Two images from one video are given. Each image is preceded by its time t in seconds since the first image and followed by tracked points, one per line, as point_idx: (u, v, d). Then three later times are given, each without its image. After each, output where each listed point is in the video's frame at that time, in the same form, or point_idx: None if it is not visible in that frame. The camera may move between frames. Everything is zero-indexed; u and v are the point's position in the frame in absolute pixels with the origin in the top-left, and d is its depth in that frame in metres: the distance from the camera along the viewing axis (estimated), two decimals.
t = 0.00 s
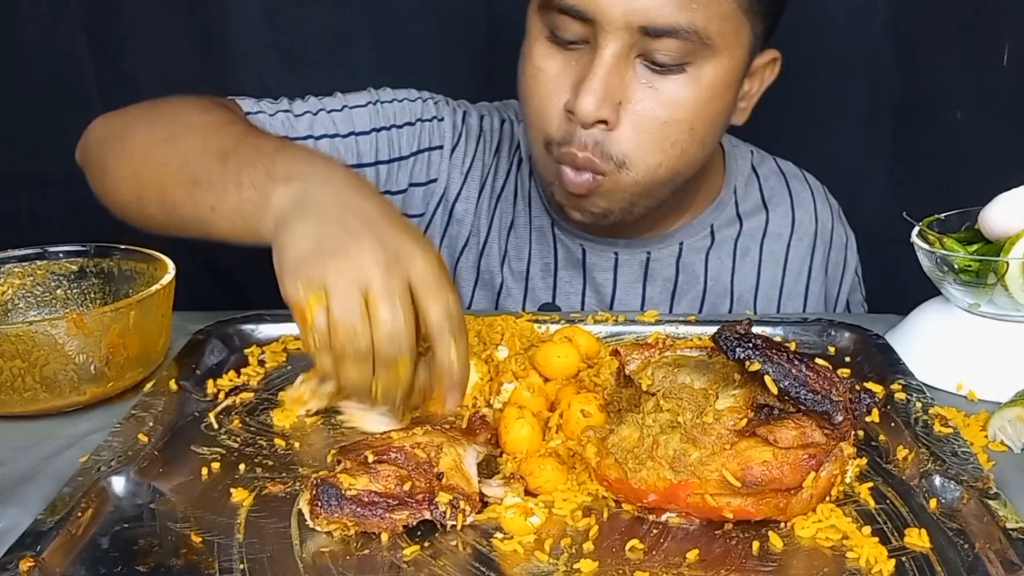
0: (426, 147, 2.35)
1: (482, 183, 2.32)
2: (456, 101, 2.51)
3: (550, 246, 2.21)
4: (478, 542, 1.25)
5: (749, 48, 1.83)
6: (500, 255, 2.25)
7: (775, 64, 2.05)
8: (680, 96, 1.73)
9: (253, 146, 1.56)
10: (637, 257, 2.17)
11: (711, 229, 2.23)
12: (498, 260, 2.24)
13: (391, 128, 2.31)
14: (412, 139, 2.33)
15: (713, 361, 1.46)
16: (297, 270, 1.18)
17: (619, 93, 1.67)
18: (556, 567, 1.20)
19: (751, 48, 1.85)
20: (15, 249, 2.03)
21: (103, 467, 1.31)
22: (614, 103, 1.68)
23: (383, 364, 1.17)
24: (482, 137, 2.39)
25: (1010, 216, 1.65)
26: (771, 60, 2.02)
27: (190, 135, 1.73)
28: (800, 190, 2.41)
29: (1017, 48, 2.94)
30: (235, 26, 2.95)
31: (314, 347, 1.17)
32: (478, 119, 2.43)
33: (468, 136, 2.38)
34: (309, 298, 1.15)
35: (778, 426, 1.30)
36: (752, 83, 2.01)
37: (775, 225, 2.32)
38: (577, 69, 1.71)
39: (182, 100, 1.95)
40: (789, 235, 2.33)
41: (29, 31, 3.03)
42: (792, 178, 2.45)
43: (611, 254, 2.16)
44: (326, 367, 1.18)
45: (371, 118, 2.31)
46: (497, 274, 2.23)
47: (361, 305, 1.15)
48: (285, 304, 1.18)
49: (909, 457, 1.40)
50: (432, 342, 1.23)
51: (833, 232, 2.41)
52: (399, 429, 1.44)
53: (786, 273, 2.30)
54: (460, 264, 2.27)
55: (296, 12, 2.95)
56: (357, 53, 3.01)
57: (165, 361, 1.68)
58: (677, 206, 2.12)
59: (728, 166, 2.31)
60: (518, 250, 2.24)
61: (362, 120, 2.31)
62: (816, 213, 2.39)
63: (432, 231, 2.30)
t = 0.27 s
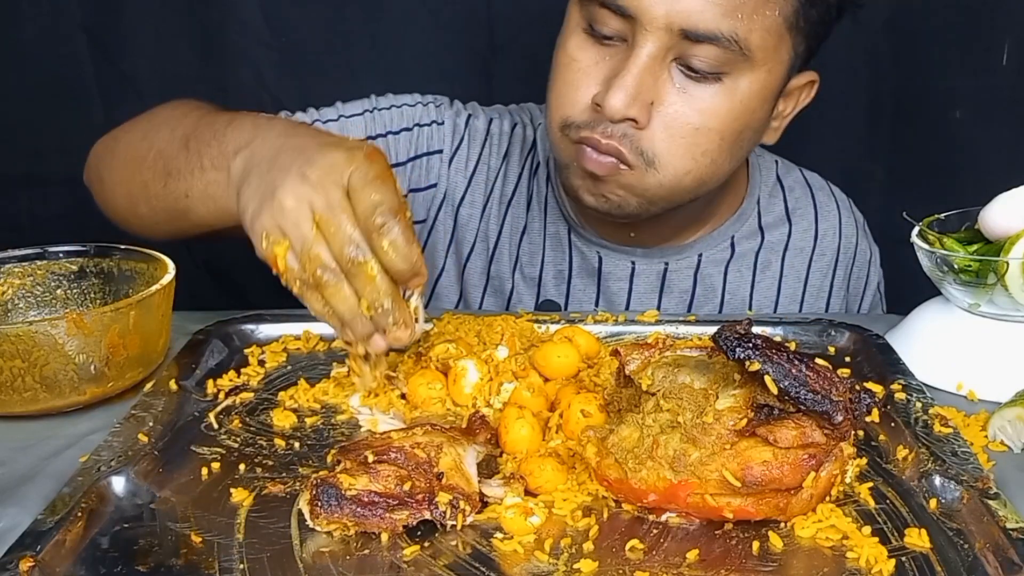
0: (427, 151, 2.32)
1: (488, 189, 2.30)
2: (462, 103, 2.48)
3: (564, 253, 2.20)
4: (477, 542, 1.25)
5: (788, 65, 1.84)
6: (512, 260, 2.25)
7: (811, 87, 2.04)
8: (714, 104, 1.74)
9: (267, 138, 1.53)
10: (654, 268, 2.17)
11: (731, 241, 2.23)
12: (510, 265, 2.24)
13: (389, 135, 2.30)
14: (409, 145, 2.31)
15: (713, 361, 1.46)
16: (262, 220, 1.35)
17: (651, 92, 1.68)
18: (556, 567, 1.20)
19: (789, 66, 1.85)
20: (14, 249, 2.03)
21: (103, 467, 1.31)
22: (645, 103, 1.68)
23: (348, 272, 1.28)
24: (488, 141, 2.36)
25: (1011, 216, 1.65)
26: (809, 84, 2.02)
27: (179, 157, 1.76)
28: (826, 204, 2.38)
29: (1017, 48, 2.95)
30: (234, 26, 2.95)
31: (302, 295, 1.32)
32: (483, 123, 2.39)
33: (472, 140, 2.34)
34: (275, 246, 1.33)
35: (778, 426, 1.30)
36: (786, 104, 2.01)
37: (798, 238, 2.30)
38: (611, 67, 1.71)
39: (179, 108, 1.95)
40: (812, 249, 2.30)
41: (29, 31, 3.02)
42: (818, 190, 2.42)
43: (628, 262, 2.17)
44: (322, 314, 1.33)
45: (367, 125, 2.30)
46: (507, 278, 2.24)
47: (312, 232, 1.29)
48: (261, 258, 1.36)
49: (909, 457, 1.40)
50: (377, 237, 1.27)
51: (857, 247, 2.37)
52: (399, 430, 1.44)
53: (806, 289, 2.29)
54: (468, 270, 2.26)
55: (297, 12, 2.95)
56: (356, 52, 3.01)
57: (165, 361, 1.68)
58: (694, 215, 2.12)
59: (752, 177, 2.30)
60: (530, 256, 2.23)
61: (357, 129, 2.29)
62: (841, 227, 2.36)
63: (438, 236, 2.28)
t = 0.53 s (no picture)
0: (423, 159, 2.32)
1: (487, 198, 2.29)
2: (463, 109, 2.47)
3: (567, 259, 2.21)
4: (477, 542, 1.25)
5: (788, 83, 1.82)
6: (513, 268, 2.24)
7: (817, 103, 2.03)
8: (707, 123, 1.73)
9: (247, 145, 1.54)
10: (660, 276, 2.17)
11: (738, 249, 2.23)
12: (512, 273, 2.24)
13: (383, 143, 2.30)
14: (405, 152, 2.31)
15: (713, 361, 1.46)
16: (217, 218, 1.29)
17: (644, 111, 1.67)
18: (556, 566, 1.20)
19: (791, 83, 1.84)
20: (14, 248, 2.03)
21: (103, 467, 1.31)
22: (636, 121, 1.68)
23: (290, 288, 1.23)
24: (487, 147, 2.35)
25: (1011, 216, 1.65)
26: (814, 98, 2.00)
27: (165, 160, 1.78)
28: (834, 212, 2.38)
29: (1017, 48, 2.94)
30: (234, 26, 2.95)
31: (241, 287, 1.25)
32: (483, 129, 2.38)
33: (470, 147, 2.34)
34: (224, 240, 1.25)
35: (778, 426, 1.30)
36: (791, 118, 1.99)
37: (805, 246, 2.30)
38: (605, 84, 1.71)
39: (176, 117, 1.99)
40: (819, 257, 2.31)
41: (29, 31, 3.03)
42: (827, 198, 2.42)
43: (633, 271, 2.17)
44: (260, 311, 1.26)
45: (361, 133, 2.29)
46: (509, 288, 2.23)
47: (261, 234, 1.22)
48: (213, 253, 1.29)
49: (909, 457, 1.40)
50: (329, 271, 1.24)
51: (866, 256, 2.36)
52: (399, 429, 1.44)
53: (813, 298, 2.29)
54: (468, 279, 2.26)
55: (296, 13, 2.95)
56: (357, 53, 3.00)
57: (165, 361, 1.68)
58: (698, 226, 2.12)
59: (761, 184, 2.31)
60: (533, 264, 2.24)
61: (350, 137, 2.28)
62: (850, 235, 2.36)
63: (436, 242, 2.28)
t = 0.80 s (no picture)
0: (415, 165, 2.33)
1: (480, 204, 2.29)
2: (457, 113, 2.48)
3: (560, 265, 2.20)
4: (477, 542, 1.25)
5: (770, 85, 1.82)
6: (506, 275, 2.24)
7: (807, 109, 1.99)
8: (684, 125, 1.72)
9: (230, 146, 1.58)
10: (653, 281, 2.16)
11: (734, 254, 2.22)
12: (505, 280, 2.24)
13: (375, 149, 2.32)
14: (396, 158, 2.33)
15: (714, 361, 1.46)
16: (196, 206, 1.37)
17: (617, 110, 1.67)
18: (555, 567, 1.20)
19: (773, 87, 1.83)
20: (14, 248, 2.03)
21: (103, 467, 1.31)
22: (609, 119, 1.68)
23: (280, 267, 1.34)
24: (480, 152, 2.35)
25: (1010, 216, 1.65)
26: (805, 105, 1.96)
27: (152, 165, 1.79)
28: (834, 217, 2.37)
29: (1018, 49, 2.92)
30: (234, 26, 2.95)
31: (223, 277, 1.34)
32: (477, 133, 2.39)
33: (462, 152, 2.34)
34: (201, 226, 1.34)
35: (778, 426, 1.30)
36: (780, 126, 1.96)
37: (803, 252, 2.29)
38: (581, 84, 1.72)
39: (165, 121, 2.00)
40: (817, 263, 2.30)
41: (29, 31, 3.03)
42: (827, 203, 2.40)
43: (626, 276, 2.15)
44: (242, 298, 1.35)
45: (353, 140, 2.34)
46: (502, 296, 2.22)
47: (245, 216, 1.33)
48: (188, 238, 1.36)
49: (910, 457, 1.40)
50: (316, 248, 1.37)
51: (866, 261, 2.35)
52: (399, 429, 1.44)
53: (811, 304, 2.28)
54: (460, 286, 2.26)
55: (296, 13, 2.95)
56: (357, 52, 3.00)
57: (165, 361, 1.68)
58: (691, 230, 2.11)
59: (759, 189, 2.30)
60: (526, 270, 2.23)
61: (342, 144, 2.33)
62: (850, 239, 2.35)
63: (429, 248, 2.29)
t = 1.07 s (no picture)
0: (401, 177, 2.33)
1: (468, 213, 2.30)
2: (441, 121, 2.47)
3: (550, 272, 2.19)
4: (477, 542, 1.25)
5: (766, 84, 1.82)
6: (497, 283, 2.24)
7: (800, 109, 2.00)
8: (680, 122, 1.72)
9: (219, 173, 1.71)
10: (646, 287, 2.15)
11: (726, 257, 2.22)
12: (496, 288, 2.24)
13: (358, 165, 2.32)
14: (382, 172, 2.33)
15: (713, 361, 1.46)
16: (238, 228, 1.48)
17: (614, 105, 1.67)
18: (555, 567, 1.20)
19: (770, 85, 1.84)
20: (14, 248, 2.04)
21: (103, 467, 1.31)
22: (606, 114, 1.67)
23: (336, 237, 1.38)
24: (466, 160, 2.35)
25: (1011, 216, 1.65)
26: (796, 105, 1.97)
27: (150, 207, 1.89)
28: (827, 216, 2.37)
29: (1019, 48, 2.94)
30: (234, 26, 2.95)
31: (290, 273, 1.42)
32: (462, 142, 2.38)
33: (448, 161, 2.34)
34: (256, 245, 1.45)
35: (778, 426, 1.30)
36: (772, 126, 1.97)
37: (796, 253, 2.29)
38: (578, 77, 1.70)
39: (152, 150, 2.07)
40: (810, 264, 2.30)
41: (29, 31, 3.03)
42: (820, 202, 2.40)
43: (618, 281, 2.14)
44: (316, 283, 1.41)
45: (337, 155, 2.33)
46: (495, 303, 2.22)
47: (270, 210, 1.41)
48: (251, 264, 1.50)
49: (909, 457, 1.40)
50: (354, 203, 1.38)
51: (859, 260, 2.36)
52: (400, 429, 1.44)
53: (805, 305, 2.29)
54: (452, 296, 2.28)
55: (296, 12, 2.94)
56: (357, 52, 3.00)
57: (165, 361, 1.68)
58: (686, 231, 2.10)
59: (750, 189, 2.29)
60: (517, 277, 2.23)
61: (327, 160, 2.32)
62: (843, 239, 2.35)
63: (417, 260, 2.29)
